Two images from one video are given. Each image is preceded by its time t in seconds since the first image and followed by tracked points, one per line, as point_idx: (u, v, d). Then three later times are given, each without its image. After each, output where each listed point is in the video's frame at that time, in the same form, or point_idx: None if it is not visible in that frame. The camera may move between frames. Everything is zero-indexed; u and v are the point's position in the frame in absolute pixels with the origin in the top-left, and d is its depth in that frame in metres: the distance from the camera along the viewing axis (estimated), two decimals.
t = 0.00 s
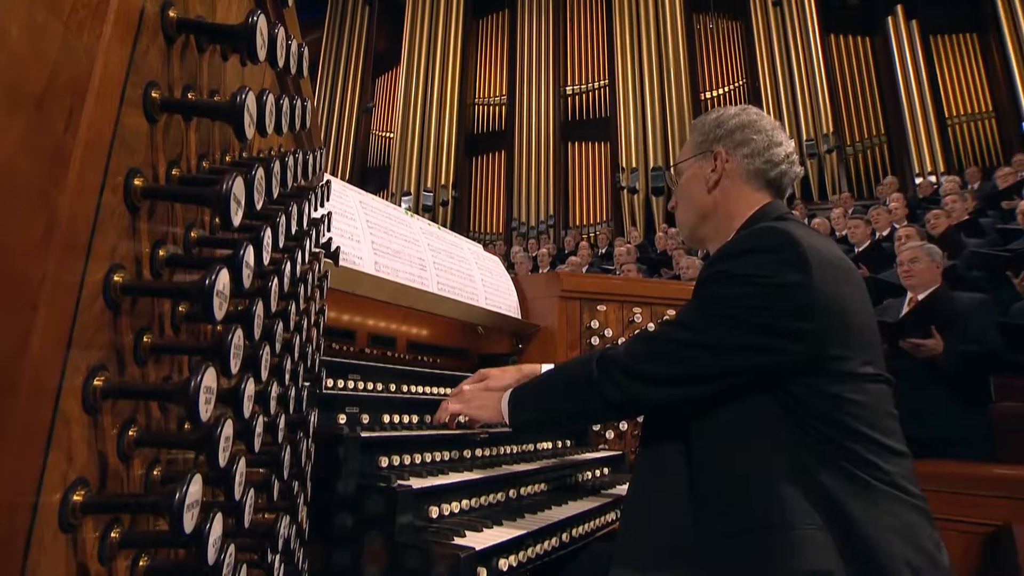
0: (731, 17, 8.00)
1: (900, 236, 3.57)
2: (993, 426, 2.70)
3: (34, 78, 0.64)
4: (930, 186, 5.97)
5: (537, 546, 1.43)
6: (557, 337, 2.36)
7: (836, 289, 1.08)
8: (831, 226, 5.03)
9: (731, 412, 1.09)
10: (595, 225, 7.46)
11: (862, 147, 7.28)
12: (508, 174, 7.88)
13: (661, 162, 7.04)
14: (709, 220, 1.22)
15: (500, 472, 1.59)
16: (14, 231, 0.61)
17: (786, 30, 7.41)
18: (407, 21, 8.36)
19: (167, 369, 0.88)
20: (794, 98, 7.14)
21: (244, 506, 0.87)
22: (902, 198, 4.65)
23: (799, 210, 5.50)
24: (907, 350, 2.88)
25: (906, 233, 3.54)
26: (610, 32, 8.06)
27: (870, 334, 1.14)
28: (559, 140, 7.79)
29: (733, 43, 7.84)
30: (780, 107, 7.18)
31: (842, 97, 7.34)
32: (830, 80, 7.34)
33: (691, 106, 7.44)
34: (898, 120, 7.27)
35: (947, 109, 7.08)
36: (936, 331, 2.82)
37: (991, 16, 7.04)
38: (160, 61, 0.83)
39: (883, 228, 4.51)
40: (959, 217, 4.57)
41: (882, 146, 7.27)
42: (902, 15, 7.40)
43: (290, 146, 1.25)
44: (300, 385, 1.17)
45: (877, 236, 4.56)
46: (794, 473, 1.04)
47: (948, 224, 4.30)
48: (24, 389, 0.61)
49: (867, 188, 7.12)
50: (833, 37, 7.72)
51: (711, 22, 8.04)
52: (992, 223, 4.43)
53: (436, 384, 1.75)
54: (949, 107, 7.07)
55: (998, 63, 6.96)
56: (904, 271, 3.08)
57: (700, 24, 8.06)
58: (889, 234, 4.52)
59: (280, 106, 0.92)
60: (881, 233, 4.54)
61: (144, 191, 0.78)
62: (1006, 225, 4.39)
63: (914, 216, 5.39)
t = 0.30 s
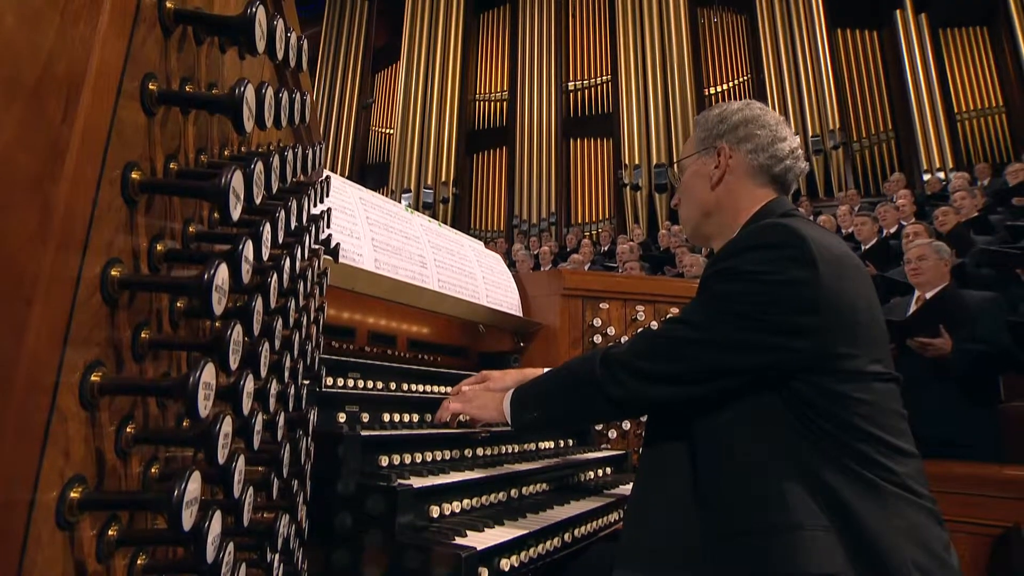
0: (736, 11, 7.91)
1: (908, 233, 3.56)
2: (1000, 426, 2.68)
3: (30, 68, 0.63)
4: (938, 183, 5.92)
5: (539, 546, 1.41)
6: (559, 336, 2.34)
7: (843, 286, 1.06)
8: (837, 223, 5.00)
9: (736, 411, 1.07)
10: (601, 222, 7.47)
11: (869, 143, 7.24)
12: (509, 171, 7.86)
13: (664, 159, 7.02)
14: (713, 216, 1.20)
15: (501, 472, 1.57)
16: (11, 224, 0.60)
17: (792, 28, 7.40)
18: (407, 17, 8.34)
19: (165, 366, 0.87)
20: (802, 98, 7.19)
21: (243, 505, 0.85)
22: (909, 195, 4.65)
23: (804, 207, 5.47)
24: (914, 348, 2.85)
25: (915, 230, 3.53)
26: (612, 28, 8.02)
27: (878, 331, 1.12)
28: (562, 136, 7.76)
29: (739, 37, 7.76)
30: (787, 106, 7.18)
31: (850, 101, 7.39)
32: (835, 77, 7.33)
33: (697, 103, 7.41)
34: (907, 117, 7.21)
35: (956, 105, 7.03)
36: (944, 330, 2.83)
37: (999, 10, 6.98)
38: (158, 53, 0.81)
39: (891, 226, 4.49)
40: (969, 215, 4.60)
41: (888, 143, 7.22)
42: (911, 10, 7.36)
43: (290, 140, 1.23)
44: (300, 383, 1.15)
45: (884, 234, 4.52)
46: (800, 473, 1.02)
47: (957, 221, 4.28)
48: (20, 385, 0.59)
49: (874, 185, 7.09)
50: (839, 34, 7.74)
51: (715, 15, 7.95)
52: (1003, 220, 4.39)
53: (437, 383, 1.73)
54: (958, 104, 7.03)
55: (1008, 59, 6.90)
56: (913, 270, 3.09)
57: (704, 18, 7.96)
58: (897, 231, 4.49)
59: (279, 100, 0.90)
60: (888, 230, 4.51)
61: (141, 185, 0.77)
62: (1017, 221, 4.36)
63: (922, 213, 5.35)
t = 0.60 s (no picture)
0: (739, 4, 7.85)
1: (913, 229, 3.53)
2: (1006, 423, 2.66)
3: (20, 55, 0.62)
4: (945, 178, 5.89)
5: (540, 543, 1.40)
6: (561, 331, 2.32)
7: (849, 280, 1.05)
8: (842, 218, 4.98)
9: (740, 408, 1.06)
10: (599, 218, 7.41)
11: (873, 137, 7.07)
12: (509, 166, 7.83)
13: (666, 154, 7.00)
14: (716, 211, 1.18)
15: (501, 468, 1.56)
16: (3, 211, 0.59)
17: (796, 21, 7.35)
18: (405, 10, 8.30)
19: (161, 359, 0.85)
20: (805, 90, 7.09)
21: (241, 501, 0.84)
22: (914, 189, 4.63)
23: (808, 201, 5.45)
24: (919, 344, 2.83)
25: (920, 226, 3.50)
26: (613, 21, 7.98)
27: (885, 325, 1.11)
28: (562, 131, 7.73)
29: (741, 30, 7.71)
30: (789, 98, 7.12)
31: (856, 89, 7.23)
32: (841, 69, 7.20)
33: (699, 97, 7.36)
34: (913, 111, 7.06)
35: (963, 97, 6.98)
36: (950, 326, 2.74)
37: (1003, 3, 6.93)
38: (152, 41, 0.80)
39: (896, 221, 4.47)
40: (975, 209, 4.52)
41: (894, 137, 7.04)
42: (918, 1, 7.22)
43: (285, 131, 1.22)
44: (297, 379, 1.14)
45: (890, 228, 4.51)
46: (806, 471, 1.01)
47: (962, 216, 4.28)
48: (14, 377, 0.58)
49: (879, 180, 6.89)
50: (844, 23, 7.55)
51: (718, 8, 7.90)
52: (1010, 214, 4.37)
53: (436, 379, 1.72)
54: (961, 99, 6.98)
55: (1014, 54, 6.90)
56: (918, 265, 3.01)
57: (707, 10, 7.94)
58: (903, 226, 4.47)
59: (274, 90, 0.89)
60: (893, 224, 4.50)
61: (135, 175, 0.76)
62: None
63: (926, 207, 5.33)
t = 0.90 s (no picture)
0: None
1: (922, 223, 3.47)
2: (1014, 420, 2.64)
3: (14, 43, 0.60)
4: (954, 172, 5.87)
5: (542, 542, 1.38)
6: (562, 328, 2.31)
7: (856, 275, 1.03)
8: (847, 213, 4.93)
9: (746, 405, 1.05)
10: (603, 213, 7.45)
11: (883, 130, 6.98)
12: (510, 162, 7.80)
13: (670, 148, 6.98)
14: (720, 205, 1.17)
15: (502, 466, 1.54)
16: None
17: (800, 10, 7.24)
18: (405, 4, 8.26)
19: (158, 354, 0.84)
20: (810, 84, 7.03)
21: (239, 497, 0.82)
22: (924, 184, 4.56)
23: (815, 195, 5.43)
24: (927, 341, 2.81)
25: (929, 220, 3.46)
26: (615, 15, 7.95)
27: (893, 321, 1.09)
28: (563, 127, 7.71)
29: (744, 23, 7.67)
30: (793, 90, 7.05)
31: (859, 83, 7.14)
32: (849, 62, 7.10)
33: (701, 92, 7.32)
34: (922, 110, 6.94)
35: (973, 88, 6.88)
36: (956, 322, 2.73)
37: None
38: (147, 30, 0.78)
39: (904, 215, 4.44)
40: (984, 203, 4.51)
41: (903, 129, 6.96)
42: None
43: (283, 124, 1.20)
44: (296, 375, 1.13)
45: (897, 224, 4.48)
46: (811, 469, 1.00)
47: (972, 209, 4.17)
48: (7, 370, 0.57)
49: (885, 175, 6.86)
50: (850, 16, 7.47)
51: None
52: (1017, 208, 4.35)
53: (437, 376, 1.70)
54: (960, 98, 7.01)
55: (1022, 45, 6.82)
56: (925, 260, 3.00)
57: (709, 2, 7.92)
58: (910, 222, 4.45)
59: (272, 81, 0.87)
60: (901, 219, 4.47)
61: (131, 166, 0.75)
62: None
63: (936, 202, 5.31)
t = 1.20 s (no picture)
0: None
1: (930, 218, 3.50)
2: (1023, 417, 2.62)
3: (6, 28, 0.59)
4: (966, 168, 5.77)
5: (545, 539, 1.37)
6: (564, 324, 2.30)
7: (866, 269, 1.02)
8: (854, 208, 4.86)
9: (751, 401, 1.03)
10: (607, 208, 7.42)
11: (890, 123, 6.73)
12: (511, 157, 7.77)
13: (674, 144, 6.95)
14: (726, 199, 1.15)
15: (505, 463, 1.53)
16: None
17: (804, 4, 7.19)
18: None
19: (157, 347, 0.82)
20: (818, 76, 6.83)
21: (239, 492, 0.81)
22: (932, 178, 4.59)
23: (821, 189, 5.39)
24: (935, 338, 2.79)
25: (938, 216, 3.48)
26: (617, 7, 7.89)
27: (902, 316, 1.07)
28: (566, 121, 7.66)
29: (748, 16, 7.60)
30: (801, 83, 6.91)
31: (867, 74, 6.92)
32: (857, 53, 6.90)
33: (705, 85, 7.26)
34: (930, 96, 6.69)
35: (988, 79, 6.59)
36: (967, 318, 2.72)
37: None
38: (144, 17, 0.77)
39: (913, 210, 4.43)
40: (996, 196, 4.46)
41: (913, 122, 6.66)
42: None
43: (282, 114, 1.18)
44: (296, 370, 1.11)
45: (906, 219, 4.46)
46: (819, 466, 0.98)
47: (982, 204, 4.14)
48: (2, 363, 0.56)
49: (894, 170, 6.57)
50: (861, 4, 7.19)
51: None
52: None
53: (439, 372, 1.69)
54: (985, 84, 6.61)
55: None
56: (934, 256, 2.95)
57: None
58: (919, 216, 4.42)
59: (271, 70, 0.86)
60: (910, 214, 4.44)
61: (129, 155, 0.73)
62: None
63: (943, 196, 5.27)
